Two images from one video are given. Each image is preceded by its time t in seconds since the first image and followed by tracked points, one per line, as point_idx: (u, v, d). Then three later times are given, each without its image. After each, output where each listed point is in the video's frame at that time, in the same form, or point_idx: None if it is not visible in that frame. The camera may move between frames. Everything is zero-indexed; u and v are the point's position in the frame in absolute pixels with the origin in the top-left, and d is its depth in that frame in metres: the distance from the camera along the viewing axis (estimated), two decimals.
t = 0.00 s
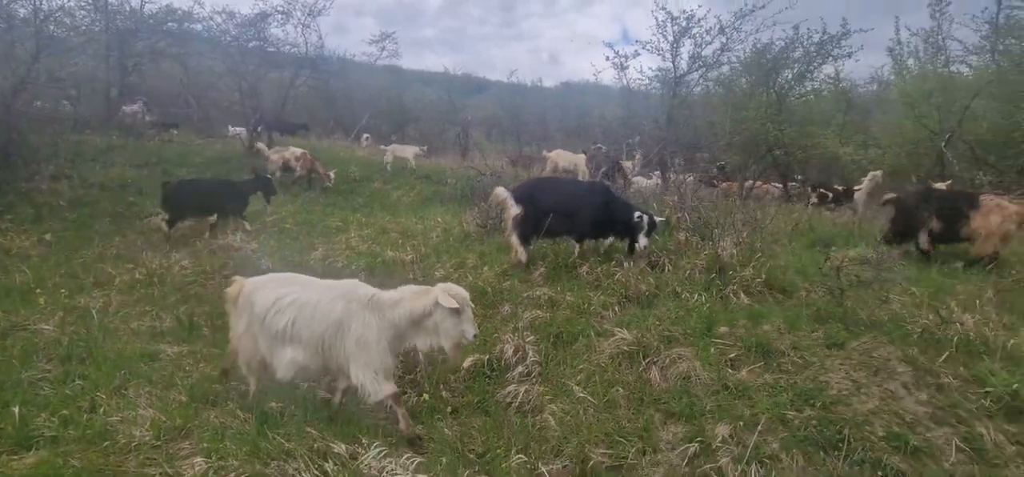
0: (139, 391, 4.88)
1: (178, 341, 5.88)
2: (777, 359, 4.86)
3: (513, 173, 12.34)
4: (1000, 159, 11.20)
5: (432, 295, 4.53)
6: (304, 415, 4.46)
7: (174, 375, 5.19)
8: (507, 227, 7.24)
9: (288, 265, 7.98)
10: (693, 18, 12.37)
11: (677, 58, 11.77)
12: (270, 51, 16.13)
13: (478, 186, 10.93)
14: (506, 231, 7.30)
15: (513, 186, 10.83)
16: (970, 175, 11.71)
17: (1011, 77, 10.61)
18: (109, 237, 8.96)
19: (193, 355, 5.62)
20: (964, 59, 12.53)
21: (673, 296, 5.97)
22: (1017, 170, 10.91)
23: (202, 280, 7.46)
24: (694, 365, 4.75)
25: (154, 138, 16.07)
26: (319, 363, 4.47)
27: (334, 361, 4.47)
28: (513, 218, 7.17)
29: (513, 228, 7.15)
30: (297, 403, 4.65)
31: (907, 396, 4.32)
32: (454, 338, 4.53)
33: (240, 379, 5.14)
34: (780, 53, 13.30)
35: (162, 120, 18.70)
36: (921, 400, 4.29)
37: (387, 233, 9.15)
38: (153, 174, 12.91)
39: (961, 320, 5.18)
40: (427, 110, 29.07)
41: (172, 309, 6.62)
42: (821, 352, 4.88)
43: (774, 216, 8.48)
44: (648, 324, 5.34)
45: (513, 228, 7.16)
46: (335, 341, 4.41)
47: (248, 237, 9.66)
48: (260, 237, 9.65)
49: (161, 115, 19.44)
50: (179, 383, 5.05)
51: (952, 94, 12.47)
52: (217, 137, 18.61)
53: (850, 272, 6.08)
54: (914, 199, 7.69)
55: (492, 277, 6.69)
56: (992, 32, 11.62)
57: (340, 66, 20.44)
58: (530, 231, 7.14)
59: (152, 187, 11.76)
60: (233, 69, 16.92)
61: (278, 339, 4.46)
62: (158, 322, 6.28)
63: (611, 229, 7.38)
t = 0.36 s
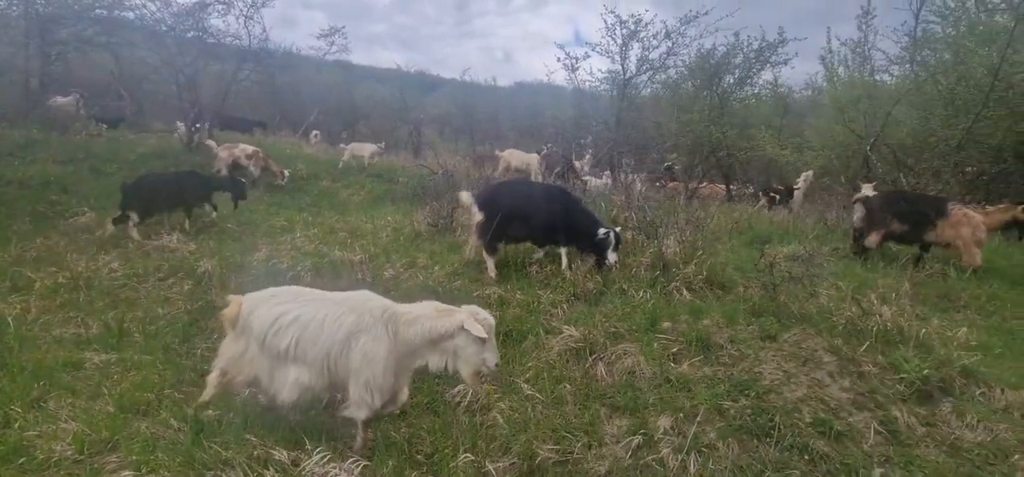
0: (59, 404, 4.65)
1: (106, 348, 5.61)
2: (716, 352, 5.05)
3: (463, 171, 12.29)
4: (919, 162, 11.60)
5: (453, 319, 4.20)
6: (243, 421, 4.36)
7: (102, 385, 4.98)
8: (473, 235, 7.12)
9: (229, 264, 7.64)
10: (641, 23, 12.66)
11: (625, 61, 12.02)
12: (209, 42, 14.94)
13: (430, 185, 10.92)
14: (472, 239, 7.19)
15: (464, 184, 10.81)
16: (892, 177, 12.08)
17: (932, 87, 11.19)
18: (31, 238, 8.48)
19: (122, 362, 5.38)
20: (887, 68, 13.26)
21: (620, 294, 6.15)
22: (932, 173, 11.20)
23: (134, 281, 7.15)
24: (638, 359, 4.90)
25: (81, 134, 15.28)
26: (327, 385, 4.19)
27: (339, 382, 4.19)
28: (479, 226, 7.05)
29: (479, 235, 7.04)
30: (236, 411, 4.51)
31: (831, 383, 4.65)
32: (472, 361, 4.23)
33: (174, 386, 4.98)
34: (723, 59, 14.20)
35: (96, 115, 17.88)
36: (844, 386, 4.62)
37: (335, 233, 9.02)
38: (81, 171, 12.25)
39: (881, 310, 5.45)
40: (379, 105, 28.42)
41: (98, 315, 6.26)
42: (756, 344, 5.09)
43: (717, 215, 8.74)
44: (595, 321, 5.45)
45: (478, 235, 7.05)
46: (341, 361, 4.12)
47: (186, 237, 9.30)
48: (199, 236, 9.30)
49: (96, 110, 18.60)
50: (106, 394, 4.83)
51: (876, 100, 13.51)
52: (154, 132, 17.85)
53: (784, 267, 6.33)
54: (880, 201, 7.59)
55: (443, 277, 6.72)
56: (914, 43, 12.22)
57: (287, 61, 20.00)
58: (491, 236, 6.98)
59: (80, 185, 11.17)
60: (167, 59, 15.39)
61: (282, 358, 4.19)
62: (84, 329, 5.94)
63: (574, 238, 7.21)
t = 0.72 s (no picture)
0: None
1: (38, 358, 5.41)
2: (670, 348, 5.17)
3: (420, 171, 12.20)
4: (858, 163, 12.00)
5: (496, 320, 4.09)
6: (190, 430, 4.35)
7: (33, 398, 4.78)
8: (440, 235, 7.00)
9: (176, 267, 7.37)
10: (598, 26, 12.77)
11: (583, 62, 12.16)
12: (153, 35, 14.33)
13: (388, 185, 10.86)
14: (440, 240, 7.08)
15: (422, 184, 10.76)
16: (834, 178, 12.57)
17: (871, 93, 11.62)
18: None
19: (57, 373, 5.19)
20: (829, 74, 13.77)
21: (578, 293, 6.29)
22: (869, 174, 11.72)
23: (71, 286, 6.86)
24: (595, 358, 4.99)
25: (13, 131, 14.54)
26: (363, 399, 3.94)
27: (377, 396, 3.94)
28: (443, 225, 6.90)
29: (444, 235, 6.91)
30: (182, 422, 4.46)
31: (777, 375, 4.82)
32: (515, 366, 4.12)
33: (113, 401, 4.84)
34: (677, 63, 14.57)
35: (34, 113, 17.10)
36: (789, 378, 4.80)
37: (290, 234, 8.85)
38: (13, 171, 11.64)
39: (822, 305, 5.62)
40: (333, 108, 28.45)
41: (30, 324, 5.99)
42: (707, 339, 5.25)
43: (672, 215, 8.89)
44: (553, 319, 5.54)
45: (443, 235, 6.94)
46: (380, 374, 3.89)
47: (127, 239, 8.95)
48: (143, 238, 8.95)
49: (35, 108, 17.81)
50: (37, 409, 4.64)
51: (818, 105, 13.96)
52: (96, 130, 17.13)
53: (734, 264, 6.50)
54: (867, 205, 7.74)
55: (401, 278, 6.70)
56: (854, 51, 12.62)
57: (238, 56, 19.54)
58: (455, 237, 6.76)
59: (12, 186, 10.63)
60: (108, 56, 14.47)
61: (313, 373, 3.90)
62: (15, 338, 5.68)
63: (548, 250, 6.74)
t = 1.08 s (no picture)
0: None
1: None
2: (631, 342, 5.30)
3: (379, 172, 12.08)
4: (805, 158, 12.74)
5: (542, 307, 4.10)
6: (141, 447, 4.27)
7: None
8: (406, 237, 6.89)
9: (124, 278, 7.13)
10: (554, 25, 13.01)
11: (541, 63, 12.26)
12: (91, 34, 13.90)
13: (347, 187, 10.75)
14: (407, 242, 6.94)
15: (382, 186, 10.69)
16: (784, 173, 13.15)
17: (815, 91, 12.19)
18: None
19: None
20: (775, 73, 14.17)
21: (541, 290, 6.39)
22: (815, 168, 12.48)
23: (8, 301, 6.57)
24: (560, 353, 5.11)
25: None
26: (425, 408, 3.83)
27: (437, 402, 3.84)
28: (408, 227, 6.84)
29: (410, 237, 6.79)
30: (132, 439, 4.38)
31: (732, 364, 4.97)
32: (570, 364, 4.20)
33: (57, 418, 4.70)
34: (632, 62, 14.81)
35: None
36: (743, 366, 4.95)
37: (245, 240, 8.65)
38: None
39: (772, 294, 5.87)
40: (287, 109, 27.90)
41: None
42: (666, 332, 5.40)
43: (630, 213, 9.03)
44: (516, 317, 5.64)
45: (409, 238, 6.81)
46: (443, 383, 3.81)
47: (67, 244, 8.53)
48: (85, 245, 8.58)
49: None
50: None
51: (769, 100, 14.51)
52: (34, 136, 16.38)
53: (690, 259, 6.67)
54: (870, 203, 7.80)
55: (362, 282, 6.69)
56: (797, 51, 12.93)
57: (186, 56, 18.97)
58: (419, 240, 6.70)
59: None
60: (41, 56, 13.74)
61: (370, 388, 3.72)
62: None
63: (513, 250, 6.67)
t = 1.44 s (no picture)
0: None
1: None
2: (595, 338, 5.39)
3: (339, 172, 11.91)
4: (759, 157, 13.17)
5: (604, 308, 4.20)
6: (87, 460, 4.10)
7: None
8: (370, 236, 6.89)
9: (68, 284, 6.88)
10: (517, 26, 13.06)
11: (504, 62, 12.29)
12: (29, 27, 13.47)
13: (307, 187, 10.59)
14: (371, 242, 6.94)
15: (343, 185, 10.56)
16: (740, 172, 13.59)
17: (768, 93, 12.51)
18: None
19: None
20: (731, 76, 14.44)
21: (505, 289, 6.42)
22: (769, 167, 12.93)
23: None
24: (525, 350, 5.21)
25: None
26: (483, 407, 3.88)
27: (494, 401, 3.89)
28: (373, 227, 6.83)
29: (373, 237, 6.78)
30: (78, 453, 4.22)
31: (691, 357, 5.15)
32: (622, 349, 4.26)
33: None
34: (594, 63, 15.02)
35: None
36: (702, 359, 5.13)
37: (199, 243, 8.43)
38: None
39: (729, 289, 6.03)
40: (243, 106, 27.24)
41: None
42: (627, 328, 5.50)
43: (592, 212, 9.12)
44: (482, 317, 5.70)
45: (373, 237, 6.81)
46: (502, 379, 3.86)
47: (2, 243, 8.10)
48: (25, 244, 8.19)
49: None
50: None
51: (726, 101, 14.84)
52: None
53: (651, 256, 6.86)
54: (868, 209, 7.73)
55: (324, 284, 6.62)
56: (751, 55, 13.19)
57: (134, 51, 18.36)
58: (381, 239, 6.69)
59: None
60: None
61: (429, 391, 3.76)
62: None
63: (477, 248, 6.71)
